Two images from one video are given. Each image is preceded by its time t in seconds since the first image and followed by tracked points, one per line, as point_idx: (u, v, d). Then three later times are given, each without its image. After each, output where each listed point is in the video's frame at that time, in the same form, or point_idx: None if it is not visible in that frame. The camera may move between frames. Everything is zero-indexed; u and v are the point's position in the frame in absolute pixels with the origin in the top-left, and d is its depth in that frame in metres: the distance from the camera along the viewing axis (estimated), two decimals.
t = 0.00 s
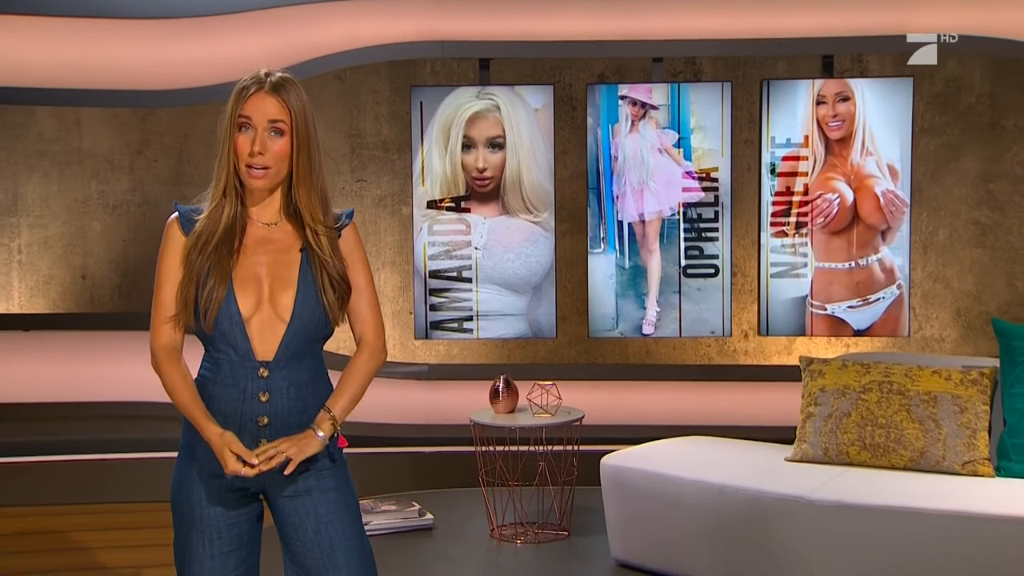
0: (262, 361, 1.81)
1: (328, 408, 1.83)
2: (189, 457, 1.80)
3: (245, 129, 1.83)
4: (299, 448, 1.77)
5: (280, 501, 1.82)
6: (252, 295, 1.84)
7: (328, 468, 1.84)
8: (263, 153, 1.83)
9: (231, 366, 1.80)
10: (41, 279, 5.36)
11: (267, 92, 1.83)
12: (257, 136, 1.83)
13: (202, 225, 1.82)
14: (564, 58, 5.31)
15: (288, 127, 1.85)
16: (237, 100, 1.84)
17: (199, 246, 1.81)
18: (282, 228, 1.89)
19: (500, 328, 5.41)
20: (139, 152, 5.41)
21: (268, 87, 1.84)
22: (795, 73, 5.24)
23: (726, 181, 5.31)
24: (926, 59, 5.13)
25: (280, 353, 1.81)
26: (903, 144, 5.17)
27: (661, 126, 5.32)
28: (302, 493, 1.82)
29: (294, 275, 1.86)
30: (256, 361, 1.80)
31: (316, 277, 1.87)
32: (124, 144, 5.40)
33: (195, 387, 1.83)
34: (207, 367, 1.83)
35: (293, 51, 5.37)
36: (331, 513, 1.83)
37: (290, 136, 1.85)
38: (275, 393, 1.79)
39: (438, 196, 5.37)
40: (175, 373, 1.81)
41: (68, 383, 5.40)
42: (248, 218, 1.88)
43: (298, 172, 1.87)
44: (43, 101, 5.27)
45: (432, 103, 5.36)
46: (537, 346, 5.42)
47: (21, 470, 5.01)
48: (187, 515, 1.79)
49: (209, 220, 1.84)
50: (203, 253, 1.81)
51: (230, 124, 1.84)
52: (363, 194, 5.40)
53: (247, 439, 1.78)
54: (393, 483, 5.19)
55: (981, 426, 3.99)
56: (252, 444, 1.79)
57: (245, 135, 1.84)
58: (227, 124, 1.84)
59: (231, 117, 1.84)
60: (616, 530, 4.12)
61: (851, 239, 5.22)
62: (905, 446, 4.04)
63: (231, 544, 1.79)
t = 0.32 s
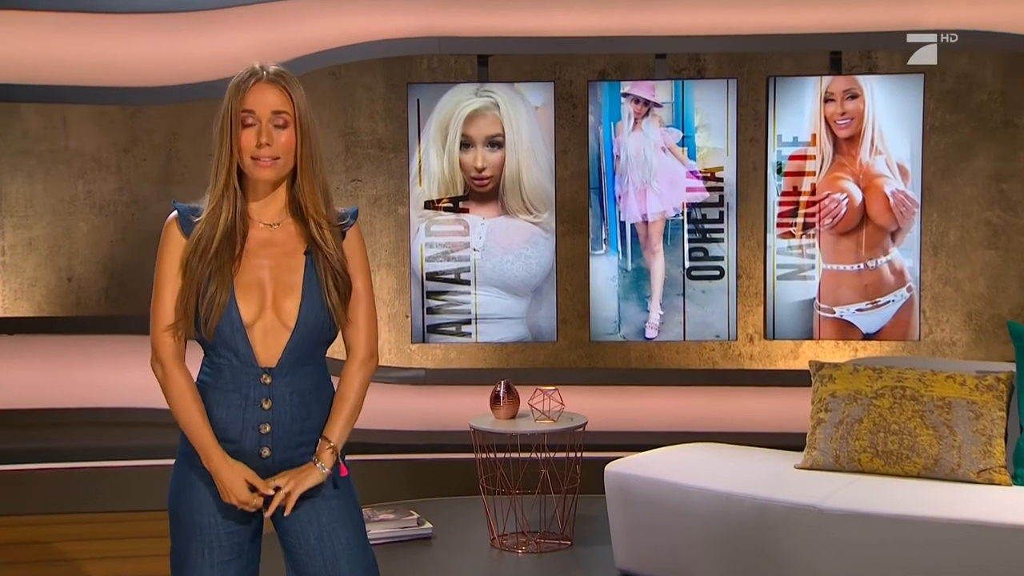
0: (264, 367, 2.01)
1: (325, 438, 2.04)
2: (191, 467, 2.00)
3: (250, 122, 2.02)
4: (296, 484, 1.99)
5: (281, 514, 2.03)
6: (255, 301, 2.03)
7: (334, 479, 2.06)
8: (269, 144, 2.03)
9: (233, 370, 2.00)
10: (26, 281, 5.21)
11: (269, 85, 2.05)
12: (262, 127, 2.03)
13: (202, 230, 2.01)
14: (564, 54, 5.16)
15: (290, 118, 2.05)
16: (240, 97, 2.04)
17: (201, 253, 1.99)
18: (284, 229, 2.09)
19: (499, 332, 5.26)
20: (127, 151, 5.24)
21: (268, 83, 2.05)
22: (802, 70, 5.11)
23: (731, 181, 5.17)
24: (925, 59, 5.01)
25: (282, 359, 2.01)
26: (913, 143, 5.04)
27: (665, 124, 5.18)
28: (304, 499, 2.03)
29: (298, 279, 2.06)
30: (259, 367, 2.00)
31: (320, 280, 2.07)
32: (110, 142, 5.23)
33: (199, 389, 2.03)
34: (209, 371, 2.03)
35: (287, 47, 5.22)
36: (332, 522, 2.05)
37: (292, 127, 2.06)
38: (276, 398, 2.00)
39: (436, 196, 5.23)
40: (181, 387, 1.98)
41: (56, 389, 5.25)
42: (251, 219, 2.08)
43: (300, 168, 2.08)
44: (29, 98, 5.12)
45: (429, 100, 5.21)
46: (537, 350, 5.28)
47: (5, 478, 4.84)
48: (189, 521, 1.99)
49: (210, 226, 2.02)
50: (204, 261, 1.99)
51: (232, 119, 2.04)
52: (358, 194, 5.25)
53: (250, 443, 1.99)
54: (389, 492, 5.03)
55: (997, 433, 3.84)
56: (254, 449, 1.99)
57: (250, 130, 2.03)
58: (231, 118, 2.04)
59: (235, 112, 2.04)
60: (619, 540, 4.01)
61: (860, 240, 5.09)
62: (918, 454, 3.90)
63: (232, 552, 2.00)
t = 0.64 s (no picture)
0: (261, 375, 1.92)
1: (315, 448, 1.94)
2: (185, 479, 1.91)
3: (248, 112, 1.94)
4: (294, 499, 1.91)
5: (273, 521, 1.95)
6: (252, 306, 1.93)
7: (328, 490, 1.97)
8: (270, 132, 1.95)
9: (229, 379, 1.91)
10: (10, 284, 5.07)
11: (268, 74, 1.96)
12: (262, 116, 1.94)
13: (199, 226, 1.90)
14: (565, 52, 5.03)
15: (291, 107, 1.97)
16: (238, 87, 1.95)
17: (196, 251, 1.89)
18: (283, 228, 2.00)
19: (498, 336, 5.12)
20: (115, 150, 5.10)
21: (267, 73, 1.97)
22: (808, 68, 4.98)
23: (736, 182, 5.04)
24: (927, 60, 4.89)
25: (280, 367, 1.92)
26: (923, 143, 4.92)
27: (668, 123, 5.05)
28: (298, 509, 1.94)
29: (297, 282, 1.97)
30: (256, 375, 1.91)
31: (323, 284, 1.98)
32: (99, 142, 5.09)
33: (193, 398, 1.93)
34: (203, 378, 1.93)
35: (278, 43, 5.06)
36: (326, 527, 1.95)
37: (292, 117, 1.98)
38: (274, 408, 1.91)
39: (433, 197, 5.09)
40: (178, 395, 1.88)
41: (42, 395, 5.13)
42: (249, 218, 1.98)
43: (301, 162, 1.99)
44: (13, 96, 4.97)
45: (426, 99, 5.07)
46: (536, 355, 5.14)
47: None
48: (180, 532, 1.90)
49: (206, 224, 1.91)
50: (200, 264, 1.89)
51: (230, 109, 1.94)
52: (353, 195, 5.11)
53: (246, 452, 1.90)
54: (386, 500, 4.97)
55: (1013, 440, 3.71)
56: (251, 459, 1.90)
57: (248, 119, 1.94)
58: (229, 110, 1.94)
59: (233, 102, 1.94)
60: (625, 553, 3.87)
61: (868, 243, 4.96)
62: (931, 462, 3.76)
63: (224, 563, 1.92)
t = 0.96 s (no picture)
0: (254, 385, 1.83)
1: (303, 456, 1.85)
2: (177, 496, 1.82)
3: (242, 111, 1.86)
4: (279, 506, 1.81)
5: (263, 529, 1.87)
6: (246, 313, 1.84)
7: (317, 499, 1.90)
8: (264, 133, 1.86)
9: (221, 389, 1.81)
10: None
11: (262, 72, 1.88)
12: (256, 117, 1.86)
13: (192, 229, 1.81)
14: (566, 49, 4.90)
15: (284, 107, 1.89)
16: (230, 87, 1.87)
17: (188, 258, 1.79)
18: (276, 232, 1.91)
19: (497, 341, 4.98)
20: (104, 150, 4.96)
21: (259, 71, 1.88)
22: (816, 66, 4.86)
23: (742, 183, 4.91)
24: (926, 61, 4.79)
25: (273, 377, 1.83)
26: (934, 142, 4.80)
27: (672, 123, 4.92)
28: (291, 520, 1.87)
29: (290, 287, 1.88)
30: (249, 386, 1.82)
31: (319, 292, 1.90)
32: (86, 141, 4.95)
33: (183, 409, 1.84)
34: (193, 388, 1.83)
35: (272, 40, 4.92)
36: (318, 537, 1.88)
37: (287, 117, 1.90)
38: (268, 418, 1.82)
39: (432, 198, 4.95)
40: (168, 406, 1.78)
41: (22, 404, 4.91)
42: (242, 223, 1.89)
43: (296, 163, 1.91)
44: None
45: (425, 97, 4.94)
46: (536, 360, 5.01)
47: None
48: (171, 545, 1.82)
49: (198, 229, 1.82)
50: (191, 269, 1.79)
51: (223, 109, 1.86)
52: (349, 197, 4.98)
53: (238, 464, 1.81)
54: (380, 511, 4.75)
55: None
56: (243, 471, 1.81)
57: (242, 119, 1.86)
58: (221, 109, 1.86)
59: (226, 101, 1.86)
60: (630, 564, 3.74)
61: (878, 245, 4.84)
62: (945, 471, 3.62)
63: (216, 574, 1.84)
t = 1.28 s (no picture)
0: (240, 389, 1.72)
1: (294, 464, 1.72)
2: (160, 511, 1.71)
3: (223, 111, 1.74)
4: (267, 514, 1.68)
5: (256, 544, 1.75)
6: (230, 315, 1.73)
7: (311, 509, 1.77)
8: (246, 135, 1.74)
9: (206, 395, 1.71)
10: None
11: (244, 71, 1.76)
12: (238, 118, 1.74)
13: (171, 233, 1.71)
14: (566, 45, 4.77)
15: (269, 107, 1.77)
16: (211, 86, 1.75)
17: (167, 261, 1.69)
18: (261, 232, 1.79)
19: (496, 345, 4.85)
20: (92, 150, 4.83)
21: (243, 70, 1.77)
22: (823, 64, 4.74)
23: (748, 184, 4.79)
24: (927, 61, 4.67)
25: (259, 380, 1.72)
26: (946, 141, 4.67)
27: (676, 121, 4.79)
28: (285, 531, 1.75)
29: (275, 288, 1.76)
30: (235, 389, 1.71)
31: (302, 290, 1.76)
32: (74, 141, 4.82)
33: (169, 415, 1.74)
34: (179, 393, 1.74)
35: (264, 37, 4.80)
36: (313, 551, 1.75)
37: (272, 117, 1.78)
38: (255, 424, 1.71)
39: (429, 199, 4.82)
40: (151, 413, 1.69)
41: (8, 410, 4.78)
42: (225, 222, 1.78)
43: (279, 166, 1.79)
44: None
45: (422, 95, 4.79)
46: (537, 365, 4.88)
47: None
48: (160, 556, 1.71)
49: (180, 232, 1.72)
50: (171, 270, 1.70)
51: (205, 109, 1.74)
52: (344, 197, 4.84)
53: (226, 472, 1.70)
54: (380, 520, 4.68)
55: None
56: (231, 478, 1.70)
57: (223, 120, 1.74)
58: (202, 109, 1.74)
59: (206, 102, 1.74)
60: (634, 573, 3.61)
61: (888, 246, 4.72)
62: (959, 479, 3.47)
63: None
